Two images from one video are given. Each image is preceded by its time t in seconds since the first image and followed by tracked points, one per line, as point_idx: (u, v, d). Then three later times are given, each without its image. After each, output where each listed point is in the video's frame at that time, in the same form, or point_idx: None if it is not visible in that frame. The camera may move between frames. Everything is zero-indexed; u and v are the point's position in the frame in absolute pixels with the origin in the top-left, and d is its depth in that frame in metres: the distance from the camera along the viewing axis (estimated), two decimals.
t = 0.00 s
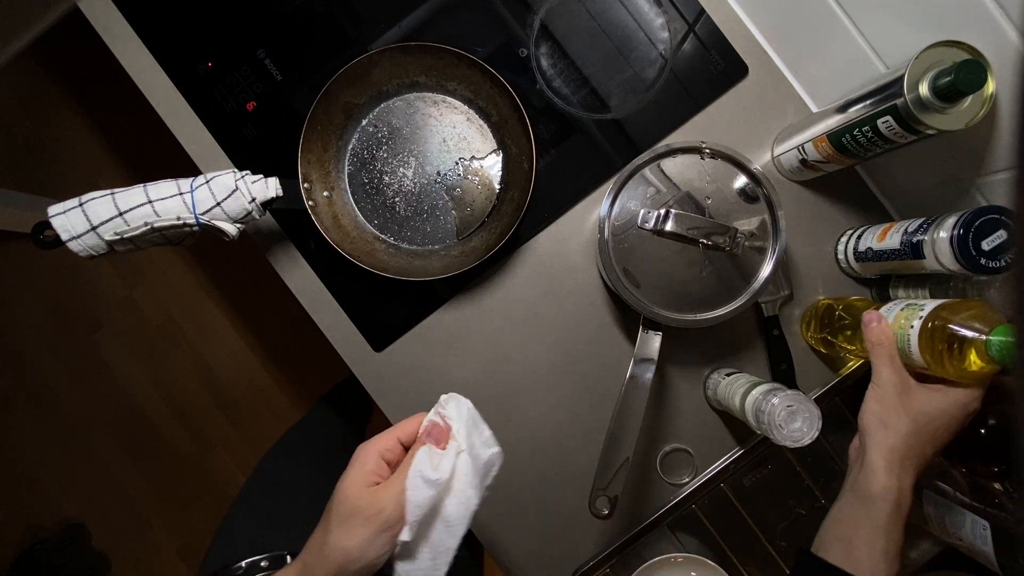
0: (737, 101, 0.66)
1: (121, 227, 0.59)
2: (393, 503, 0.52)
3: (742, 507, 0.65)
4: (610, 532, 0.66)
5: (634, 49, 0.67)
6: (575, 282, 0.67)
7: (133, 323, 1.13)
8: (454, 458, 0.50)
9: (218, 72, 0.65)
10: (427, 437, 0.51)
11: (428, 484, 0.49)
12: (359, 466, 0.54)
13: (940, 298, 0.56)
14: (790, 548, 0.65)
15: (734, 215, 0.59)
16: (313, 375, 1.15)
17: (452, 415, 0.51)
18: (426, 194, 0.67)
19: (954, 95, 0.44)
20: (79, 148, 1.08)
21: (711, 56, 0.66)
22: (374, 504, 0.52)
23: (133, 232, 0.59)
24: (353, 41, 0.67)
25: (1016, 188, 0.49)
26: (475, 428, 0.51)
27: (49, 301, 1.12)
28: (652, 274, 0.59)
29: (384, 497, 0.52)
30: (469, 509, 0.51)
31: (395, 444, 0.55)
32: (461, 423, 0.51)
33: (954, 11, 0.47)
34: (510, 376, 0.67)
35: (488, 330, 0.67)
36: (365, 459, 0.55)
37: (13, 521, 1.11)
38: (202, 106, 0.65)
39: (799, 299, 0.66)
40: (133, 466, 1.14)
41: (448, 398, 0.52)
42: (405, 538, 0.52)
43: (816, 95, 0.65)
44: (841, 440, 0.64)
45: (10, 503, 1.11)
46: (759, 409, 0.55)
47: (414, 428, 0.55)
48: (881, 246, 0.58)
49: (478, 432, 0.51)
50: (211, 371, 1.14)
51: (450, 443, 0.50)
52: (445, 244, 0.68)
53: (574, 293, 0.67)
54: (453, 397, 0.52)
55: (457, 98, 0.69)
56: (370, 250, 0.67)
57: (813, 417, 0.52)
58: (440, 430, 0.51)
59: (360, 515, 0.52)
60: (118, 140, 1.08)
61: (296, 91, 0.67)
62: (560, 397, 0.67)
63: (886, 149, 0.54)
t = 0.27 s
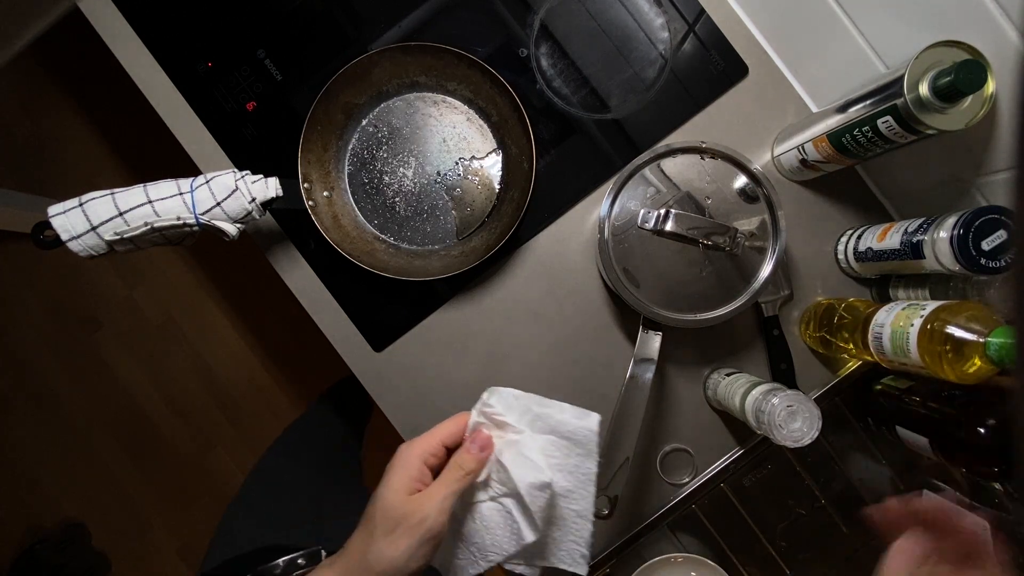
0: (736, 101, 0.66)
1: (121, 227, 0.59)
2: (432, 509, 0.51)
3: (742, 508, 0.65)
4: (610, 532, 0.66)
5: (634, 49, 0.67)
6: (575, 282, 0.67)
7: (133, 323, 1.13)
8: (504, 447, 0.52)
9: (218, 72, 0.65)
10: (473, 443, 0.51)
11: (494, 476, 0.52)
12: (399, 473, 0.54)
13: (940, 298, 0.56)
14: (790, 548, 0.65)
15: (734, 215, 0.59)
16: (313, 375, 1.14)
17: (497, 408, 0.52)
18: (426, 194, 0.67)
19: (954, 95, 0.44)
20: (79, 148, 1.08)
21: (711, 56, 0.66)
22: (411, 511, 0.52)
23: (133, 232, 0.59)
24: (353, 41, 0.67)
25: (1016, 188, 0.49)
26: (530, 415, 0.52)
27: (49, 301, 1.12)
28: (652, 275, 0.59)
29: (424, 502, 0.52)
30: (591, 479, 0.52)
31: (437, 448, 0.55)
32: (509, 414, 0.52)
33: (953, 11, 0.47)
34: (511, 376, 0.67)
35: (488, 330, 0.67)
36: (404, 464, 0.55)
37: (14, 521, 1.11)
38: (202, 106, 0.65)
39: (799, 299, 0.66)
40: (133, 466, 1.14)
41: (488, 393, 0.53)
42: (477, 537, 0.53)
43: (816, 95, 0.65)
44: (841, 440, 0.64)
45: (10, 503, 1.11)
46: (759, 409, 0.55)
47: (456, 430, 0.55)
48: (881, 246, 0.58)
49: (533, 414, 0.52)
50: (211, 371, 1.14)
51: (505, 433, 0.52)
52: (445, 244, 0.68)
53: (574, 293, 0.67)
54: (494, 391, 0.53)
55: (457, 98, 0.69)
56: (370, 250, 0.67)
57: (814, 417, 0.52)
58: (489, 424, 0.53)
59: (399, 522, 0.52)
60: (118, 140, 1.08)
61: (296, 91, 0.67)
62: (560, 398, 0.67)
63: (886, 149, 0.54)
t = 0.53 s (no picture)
0: (736, 101, 0.66)
1: (121, 227, 0.59)
2: (453, 530, 0.49)
3: (742, 507, 0.65)
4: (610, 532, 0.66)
5: (634, 49, 0.67)
6: (575, 282, 0.67)
7: (133, 323, 1.13)
8: (544, 483, 0.49)
9: (218, 72, 0.65)
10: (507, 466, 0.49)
11: (533, 512, 0.49)
12: (427, 490, 0.52)
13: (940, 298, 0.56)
14: (790, 547, 0.65)
15: (734, 215, 0.59)
16: (313, 375, 1.14)
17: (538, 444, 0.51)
18: (426, 195, 0.67)
19: (954, 95, 0.44)
20: (79, 147, 1.08)
21: (710, 56, 0.66)
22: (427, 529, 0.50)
23: (133, 232, 0.59)
24: (353, 41, 0.67)
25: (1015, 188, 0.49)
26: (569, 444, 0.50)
27: (49, 301, 1.12)
28: (652, 275, 0.59)
29: (445, 517, 0.49)
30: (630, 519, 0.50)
31: (476, 469, 0.53)
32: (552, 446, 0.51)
33: (953, 11, 0.47)
34: (511, 376, 0.67)
35: (488, 330, 0.67)
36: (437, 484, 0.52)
37: (14, 521, 1.11)
38: (202, 106, 0.65)
39: (799, 299, 0.66)
40: (133, 466, 1.14)
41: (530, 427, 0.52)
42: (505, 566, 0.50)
43: (816, 95, 0.65)
44: (841, 440, 0.64)
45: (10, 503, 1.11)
46: (760, 410, 0.55)
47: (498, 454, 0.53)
48: (881, 246, 0.58)
49: (572, 443, 0.50)
50: (210, 371, 1.14)
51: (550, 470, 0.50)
52: (445, 244, 0.68)
53: (574, 293, 0.67)
54: (541, 420, 0.51)
55: (457, 98, 0.69)
56: (370, 250, 0.67)
57: (815, 418, 0.52)
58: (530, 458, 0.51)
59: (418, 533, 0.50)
60: (118, 140, 1.08)
61: (295, 91, 0.67)
62: (560, 397, 0.67)
63: (886, 149, 0.54)
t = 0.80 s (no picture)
0: (736, 101, 0.66)
1: (121, 227, 0.59)
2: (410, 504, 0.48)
3: (742, 507, 0.65)
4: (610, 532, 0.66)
5: (634, 49, 0.67)
6: (575, 282, 0.67)
7: (133, 323, 1.13)
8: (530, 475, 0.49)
9: (218, 72, 0.65)
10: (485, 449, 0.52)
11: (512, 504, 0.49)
12: (393, 518, 0.49)
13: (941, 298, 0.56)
14: (790, 547, 0.65)
15: (734, 215, 0.59)
16: (312, 375, 1.14)
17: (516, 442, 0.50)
18: (426, 195, 0.67)
19: (954, 95, 0.44)
20: (79, 147, 1.08)
21: (711, 56, 0.66)
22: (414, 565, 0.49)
23: (133, 232, 0.59)
24: (353, 41, 0.67)
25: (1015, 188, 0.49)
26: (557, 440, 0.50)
27: (49, 301, 1.12)
28: (652, 275, 0.59)
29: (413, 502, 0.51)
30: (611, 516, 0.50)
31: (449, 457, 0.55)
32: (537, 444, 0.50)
33: (953, 11, 0.47)
34: (511, 376, 0.67)
35: (488, 330, 0.67)
36: (403, 513, 0.49)
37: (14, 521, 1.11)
38: (202, 106, 0.65)
39: (799, 299, 0.66)
40: (132, 466, 1.14)
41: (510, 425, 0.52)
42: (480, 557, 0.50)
43: (816, 95, 0.65)
44: (841, 440, 0.64)
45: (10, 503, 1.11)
46: (759, 410, 0.55)
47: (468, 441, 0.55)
48: (881, 246, 0.58)
49: (565, 444, 0.50)
50: (210, 371, 1.14)
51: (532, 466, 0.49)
52: (445, 244, 0.68)
53: (574, 293, 0.67)
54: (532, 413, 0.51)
55: (457, 98, 0.69)
56: (370, 250, 0.67)
57: (814, 418, 0.52)
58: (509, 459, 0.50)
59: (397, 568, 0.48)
60: (118, 140, 1.08)
61: (295, 90, 0.67)
62: (560, 397, 0.67)
63: (886, 149, 0.54)
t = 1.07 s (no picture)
0: (736, 101, 0.66)
1: (121, 227, 0.59)
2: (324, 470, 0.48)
3: (742, 508, 0.65)
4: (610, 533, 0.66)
5: (634, 49, 0.67)
6: (575, 282, 0.67)
7: (133, 323, 1.13)
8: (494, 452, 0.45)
9: (218, 72, 0.65)
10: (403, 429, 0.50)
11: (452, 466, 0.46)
12: (319, 496, 0.48)
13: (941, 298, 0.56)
14: (790, 547, 0.65)
15: (734, 215, 0.59)
16: (312, 375, 1.14)
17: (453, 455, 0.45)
18: (426, 195, 0.67)
19: (954, 95, 0.44)
20: (79, 147, 1.08)
21: (711, 56, 0.66)
22: (352, 528, 0.48)
23: (133, 232, 0.59)
24: (353, 41, 0.67)
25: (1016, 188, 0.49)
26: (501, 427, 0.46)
27: (49, 301, 1.12)
28: (652, 275, 0.59)
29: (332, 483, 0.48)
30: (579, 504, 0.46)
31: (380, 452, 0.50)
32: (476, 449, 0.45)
33: (953, 11, 0.47)
34: (511, 375, 0.67)
35: (487, 330, 0.67)
36: (322, 480, 0.48)
37: (14, 521, 1.11)
38: (202, 106, 0.65)
39: (799, 299, 0.66)
40: (132, 466, 1.14)
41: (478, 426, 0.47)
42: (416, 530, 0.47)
43: (816, 95, 0.65)
44: (841, 440, 0.64)
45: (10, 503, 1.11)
46: (759, 410, 0.55)
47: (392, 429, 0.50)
48: (881, 246, 0.58)
49: (549, 438, 0.46)
50: (210, 371, 1.14)
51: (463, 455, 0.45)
52: (445, 244, 0.68)
53: (574, 293, 0.67)
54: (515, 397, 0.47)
55: (457, 98, 0.69)
56: (369, 250, 0.67)
57: (814, 418, 0.52)
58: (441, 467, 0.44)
59: (343, 541, 0.48)
60: (118, 140, 1.08)
61: (296, 90, 0.67)
62: (560, 397, 0.67)
63: (886, 149, 0.54)
